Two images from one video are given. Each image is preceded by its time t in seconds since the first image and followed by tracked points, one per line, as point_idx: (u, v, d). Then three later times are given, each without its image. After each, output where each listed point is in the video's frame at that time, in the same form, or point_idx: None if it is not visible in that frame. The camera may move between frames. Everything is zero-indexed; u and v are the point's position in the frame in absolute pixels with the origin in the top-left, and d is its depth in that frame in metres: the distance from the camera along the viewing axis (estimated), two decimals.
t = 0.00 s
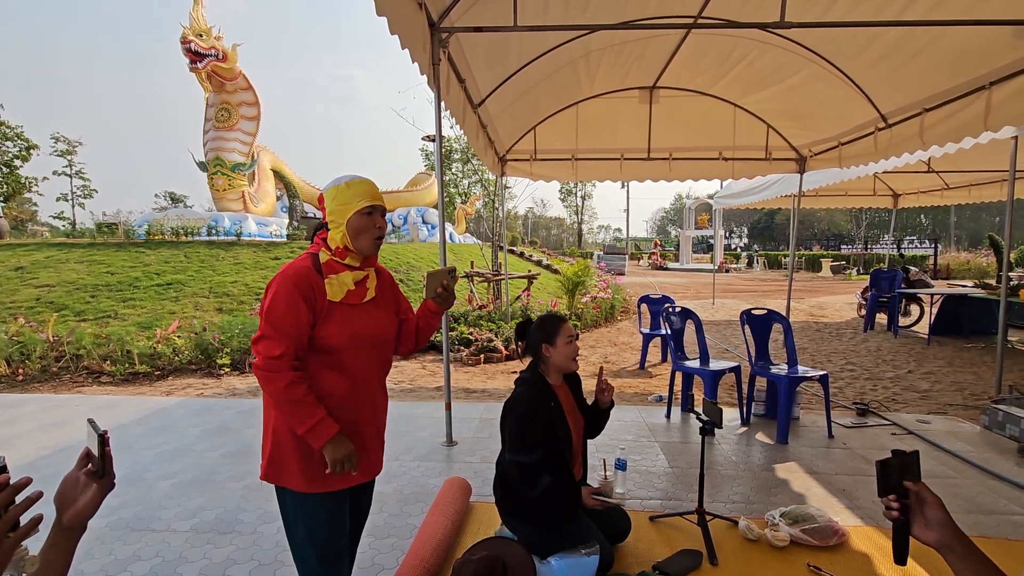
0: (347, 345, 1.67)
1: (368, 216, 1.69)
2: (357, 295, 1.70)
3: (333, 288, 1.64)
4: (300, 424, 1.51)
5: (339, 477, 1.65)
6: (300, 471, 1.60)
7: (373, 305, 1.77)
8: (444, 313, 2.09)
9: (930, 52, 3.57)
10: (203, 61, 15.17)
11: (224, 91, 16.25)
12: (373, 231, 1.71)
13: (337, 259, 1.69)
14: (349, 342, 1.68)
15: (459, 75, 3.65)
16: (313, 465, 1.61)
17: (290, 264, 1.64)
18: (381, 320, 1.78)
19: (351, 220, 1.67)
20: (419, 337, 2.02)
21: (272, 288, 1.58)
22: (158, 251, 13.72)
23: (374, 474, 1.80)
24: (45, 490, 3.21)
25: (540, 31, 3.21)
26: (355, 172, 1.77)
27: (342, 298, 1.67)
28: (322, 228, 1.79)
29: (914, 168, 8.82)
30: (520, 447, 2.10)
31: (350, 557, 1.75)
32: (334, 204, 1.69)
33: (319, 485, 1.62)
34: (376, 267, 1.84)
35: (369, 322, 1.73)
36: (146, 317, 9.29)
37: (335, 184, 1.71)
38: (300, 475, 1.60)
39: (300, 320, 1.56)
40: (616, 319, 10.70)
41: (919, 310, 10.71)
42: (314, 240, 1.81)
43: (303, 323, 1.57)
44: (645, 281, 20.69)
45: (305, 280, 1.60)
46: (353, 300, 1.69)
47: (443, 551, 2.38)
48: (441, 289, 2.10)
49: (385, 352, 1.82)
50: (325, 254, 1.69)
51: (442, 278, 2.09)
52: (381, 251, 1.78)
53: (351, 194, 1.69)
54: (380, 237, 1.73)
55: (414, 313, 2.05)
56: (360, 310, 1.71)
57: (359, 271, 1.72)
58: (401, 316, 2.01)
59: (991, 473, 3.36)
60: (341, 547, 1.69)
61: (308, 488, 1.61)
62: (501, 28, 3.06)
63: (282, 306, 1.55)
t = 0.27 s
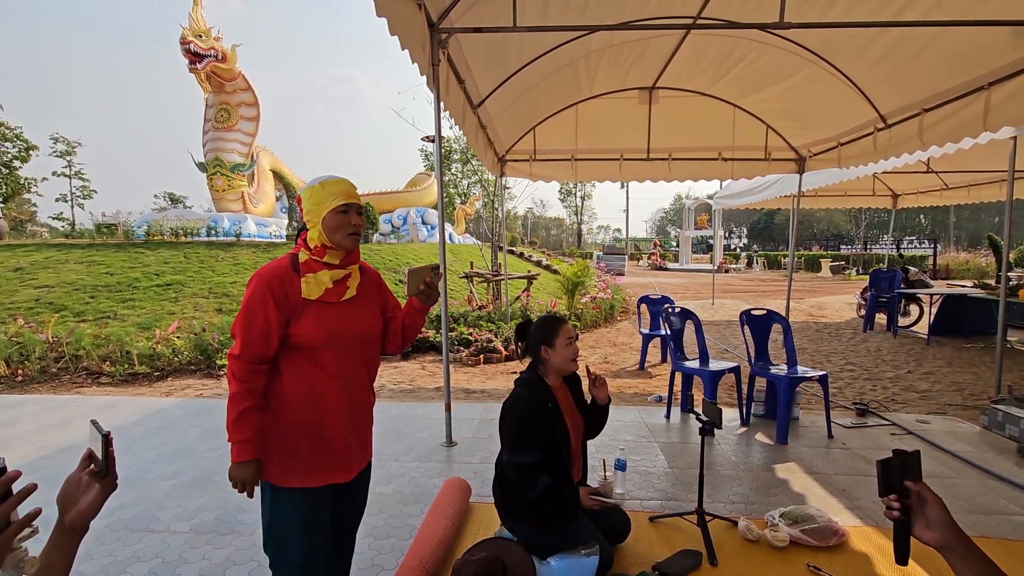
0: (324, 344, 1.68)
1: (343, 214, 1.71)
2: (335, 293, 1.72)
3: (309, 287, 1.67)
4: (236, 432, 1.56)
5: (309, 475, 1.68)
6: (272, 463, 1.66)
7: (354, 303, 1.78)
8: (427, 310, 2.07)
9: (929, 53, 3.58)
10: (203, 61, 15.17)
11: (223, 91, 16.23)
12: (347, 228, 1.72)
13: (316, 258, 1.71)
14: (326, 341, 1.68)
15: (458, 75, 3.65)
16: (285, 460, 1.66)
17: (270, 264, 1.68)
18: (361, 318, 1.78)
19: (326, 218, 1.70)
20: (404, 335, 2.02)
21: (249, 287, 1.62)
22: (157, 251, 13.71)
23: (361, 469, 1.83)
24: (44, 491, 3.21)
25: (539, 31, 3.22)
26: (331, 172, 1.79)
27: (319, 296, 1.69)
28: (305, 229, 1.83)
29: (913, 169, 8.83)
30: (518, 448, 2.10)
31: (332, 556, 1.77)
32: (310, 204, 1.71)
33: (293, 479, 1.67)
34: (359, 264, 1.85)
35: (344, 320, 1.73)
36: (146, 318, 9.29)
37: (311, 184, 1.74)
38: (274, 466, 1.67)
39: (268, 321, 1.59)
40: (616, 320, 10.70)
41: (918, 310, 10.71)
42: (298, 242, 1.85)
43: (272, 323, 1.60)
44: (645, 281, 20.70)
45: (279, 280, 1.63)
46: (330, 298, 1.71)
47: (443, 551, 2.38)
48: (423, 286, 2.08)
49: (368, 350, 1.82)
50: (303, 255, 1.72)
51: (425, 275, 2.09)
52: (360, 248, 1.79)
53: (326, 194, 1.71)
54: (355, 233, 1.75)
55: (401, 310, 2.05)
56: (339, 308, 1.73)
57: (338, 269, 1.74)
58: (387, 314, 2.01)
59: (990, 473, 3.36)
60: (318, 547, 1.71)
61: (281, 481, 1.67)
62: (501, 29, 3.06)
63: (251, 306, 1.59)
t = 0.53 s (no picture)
0: (299, 340, 1.71)
1: (300, 208, 1.73)
2: (308, 288, 1.74)
3: (282, 284, 1.70)
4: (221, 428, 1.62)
5: (291, 468, 1.73)
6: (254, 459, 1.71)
7: (331, 300, 1.79)
8: (406, 308, 2.01)
9: (927, 53, 3.58)
10: (202, 62, 15.17)
11: (222, 92, 16.21)
12: (307, 223, 1.73)
13: (287, 256, 1.75)
14: (301, 337, 1.71)
15: (457, 76, 3.66)
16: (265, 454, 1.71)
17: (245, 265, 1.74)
18: (338, 313, 1.80)
19: (290, 216, 1.73)
20: (385, 332, 1.99)
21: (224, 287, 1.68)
22: (156, 252, 13.70)
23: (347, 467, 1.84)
24: (43, 492, 3.20)
25: (538, 33, 3.22)
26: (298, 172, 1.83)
27: (292, 293, 1.72)
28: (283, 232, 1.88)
29: (912, 169, 8.84)
30: (517, 450, 2.10)
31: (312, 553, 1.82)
32: (276, 205, 1.76)
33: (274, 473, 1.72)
34: (335, 261, 1.86)
35: (320, 316, 1.75)
36: (145, 318, 9.28)
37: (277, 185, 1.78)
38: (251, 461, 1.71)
39: (242, 319, 1.64)
40: (615, 321, 10.70)
41: (917, 311, 10.72)
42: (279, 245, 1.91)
43: (247, 320, 1.65)
44: (644, 282, 20.71)
45: (252, 279, 1.68)
46: (304, 294, 1.73)
47: (443, 552, 2.38)
48: (402, 284, 2.00)
49: (349, 347, 1.83)
50: (275, 254, 1.76)
51: (402, 272, 2.00)
52: (328, 242, 1.80)
53: (288, 192, 1.75)
54: (314, 228, 1.74)
55: (382, 308, 2.02)
56: (315, 305, 1.75)
57: (310, 265, 1.76)
58: (369, 313, 1.99)
59: (989, 474, 3.36)
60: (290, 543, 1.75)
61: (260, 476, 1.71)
62: (500, 31, 3.07)
63: (226, 306, 1.64)
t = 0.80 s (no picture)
0: (263, 339, 1.74)
1: (264, 211, 1.75)
2: (273, 289, 1.77)
3: (246, 285, 1.74)
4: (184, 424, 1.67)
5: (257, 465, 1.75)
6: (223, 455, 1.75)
7: (298, 300, 1.81)
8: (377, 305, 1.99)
9: (924, 55, 3.59)
10: (201, 63, 15.19)
11: (221, 93, 16.22)
12: (269, 225, 1.75)
13: (252, 257, 1.79)
14: (264, 338, 1.74)
15: (456, 77, 3.66)
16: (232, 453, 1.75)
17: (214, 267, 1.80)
18: (305, 313, 1.81)
19: (252, 219, 1.76)
20: (359, 330, 1.97)
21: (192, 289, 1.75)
22: (155, 253, 13.68)
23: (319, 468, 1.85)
24: (41, 494, 3.20)
25: (537, 35, 3.23)
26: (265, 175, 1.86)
27: (255, 294, 1.75)
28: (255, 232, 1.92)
29: (910, 171, 8.86)
30: (517, 451, 2.10)
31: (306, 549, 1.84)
32: (241, 208, 1.80)
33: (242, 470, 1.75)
34: (303, 260, 1.89)
35: (285, 315, 1.77)
36: (144, 319, 9.27)
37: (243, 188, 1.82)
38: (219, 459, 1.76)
39: (206, 319, 1.70)
40: (614, 322, 10.70)
41: (916, 312, 10.73)
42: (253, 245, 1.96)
43: (210, 320, 1.70)
44: (643, 283, 20.72)
45: (216, 281, 1.73)
46: (267, 294, 1.76)
47: (443, 553, 2.38)
48: (372, 282, 1.98)
49: (318, 347, 1.84)
50: (242, 256, 1.80)
51: (372, 270, 1.98)
52: (293, 242, 1.82)
53: (252, 196, 1.78)
54: (276, 229, 1.75)
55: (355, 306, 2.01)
56: (278, 305, 1.77)
57: (275, 266, 1.79)
58: (340, 312, 1.98)
59: (987, 475, 3.37)
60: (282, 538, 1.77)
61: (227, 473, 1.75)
62: (499, 32, 3.08)
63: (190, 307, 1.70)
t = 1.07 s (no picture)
0: (237, 343, 1.75)
1: (258, 215, 1.79)
2: (252, 292, 1.78)
3: (225, 288, 1.75)
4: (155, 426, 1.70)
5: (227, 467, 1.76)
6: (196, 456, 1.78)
7: (277, 302, 1.82)
8: (354, 308, 1.99)
9: (922, 57, 3.60)
10: (201, 64, 15.24)
11: (221, 94, 16.22)
12: (261, 229, 1.79)
13: (234, 260, 1.79)
14: (240, 339, 1.75)
15: (456, 79, 3.67)
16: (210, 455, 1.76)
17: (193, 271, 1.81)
18: (284, 317, 1.82)
19: (240, 221, 1.78)
20: (335, 331, 1.97)
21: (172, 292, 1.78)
22: (154, 254, 13.67)
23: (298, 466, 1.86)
24: (40, 494, 3.19)
25: (536, 36, 3.24)
26: (250, 179, 1.88)
27: (234, 297, 1.76)
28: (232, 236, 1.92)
29: (909, 172, 8.87)
30: (515, 447, 2.11)
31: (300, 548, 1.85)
32: (225, 210, 1.80)
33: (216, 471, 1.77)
34: (285, 264, 1.90)
35: (261, 320, 1.78)
36: (143, 320, 9.26)
37: (228, 191, 1.82)
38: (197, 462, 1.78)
39: (180, 322, 1.72)
40: (613, 323, 10.70)
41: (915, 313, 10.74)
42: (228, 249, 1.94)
43: (186, 324, 1.73)
44: (642, 284, 20.72)
45: (194, 285, 1.75)
46: (247, 297, 1.77)
47: (442, 554, 2.38)
48: (348, 285, 1.97)
49: (296, 347, 1.85)
50: (222, 260, 1.81)
51: (347, 273, 1.96)
52: (280, 246, 1.85)
53: (241, 198, 1.80)
54: (269, 235, 1.80)
55: (332, 308, 2.01)
56: (256, 307, 1.78)
57: (257, 268, 1.80)
58: (317, 314, 1.98)
59: (985, 476, 3.38)
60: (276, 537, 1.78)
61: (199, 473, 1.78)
62: (498, 34, 3.08)
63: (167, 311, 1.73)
